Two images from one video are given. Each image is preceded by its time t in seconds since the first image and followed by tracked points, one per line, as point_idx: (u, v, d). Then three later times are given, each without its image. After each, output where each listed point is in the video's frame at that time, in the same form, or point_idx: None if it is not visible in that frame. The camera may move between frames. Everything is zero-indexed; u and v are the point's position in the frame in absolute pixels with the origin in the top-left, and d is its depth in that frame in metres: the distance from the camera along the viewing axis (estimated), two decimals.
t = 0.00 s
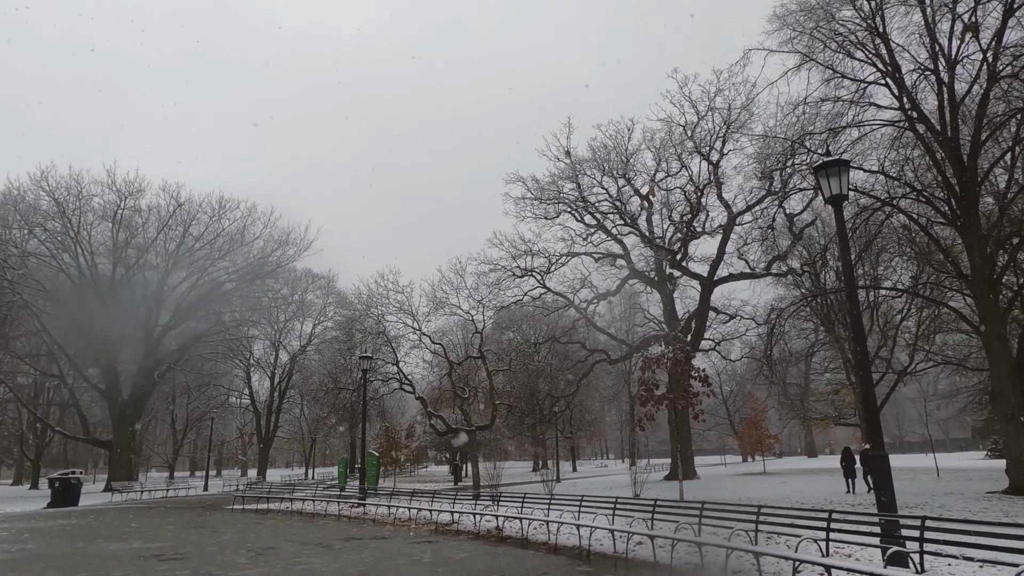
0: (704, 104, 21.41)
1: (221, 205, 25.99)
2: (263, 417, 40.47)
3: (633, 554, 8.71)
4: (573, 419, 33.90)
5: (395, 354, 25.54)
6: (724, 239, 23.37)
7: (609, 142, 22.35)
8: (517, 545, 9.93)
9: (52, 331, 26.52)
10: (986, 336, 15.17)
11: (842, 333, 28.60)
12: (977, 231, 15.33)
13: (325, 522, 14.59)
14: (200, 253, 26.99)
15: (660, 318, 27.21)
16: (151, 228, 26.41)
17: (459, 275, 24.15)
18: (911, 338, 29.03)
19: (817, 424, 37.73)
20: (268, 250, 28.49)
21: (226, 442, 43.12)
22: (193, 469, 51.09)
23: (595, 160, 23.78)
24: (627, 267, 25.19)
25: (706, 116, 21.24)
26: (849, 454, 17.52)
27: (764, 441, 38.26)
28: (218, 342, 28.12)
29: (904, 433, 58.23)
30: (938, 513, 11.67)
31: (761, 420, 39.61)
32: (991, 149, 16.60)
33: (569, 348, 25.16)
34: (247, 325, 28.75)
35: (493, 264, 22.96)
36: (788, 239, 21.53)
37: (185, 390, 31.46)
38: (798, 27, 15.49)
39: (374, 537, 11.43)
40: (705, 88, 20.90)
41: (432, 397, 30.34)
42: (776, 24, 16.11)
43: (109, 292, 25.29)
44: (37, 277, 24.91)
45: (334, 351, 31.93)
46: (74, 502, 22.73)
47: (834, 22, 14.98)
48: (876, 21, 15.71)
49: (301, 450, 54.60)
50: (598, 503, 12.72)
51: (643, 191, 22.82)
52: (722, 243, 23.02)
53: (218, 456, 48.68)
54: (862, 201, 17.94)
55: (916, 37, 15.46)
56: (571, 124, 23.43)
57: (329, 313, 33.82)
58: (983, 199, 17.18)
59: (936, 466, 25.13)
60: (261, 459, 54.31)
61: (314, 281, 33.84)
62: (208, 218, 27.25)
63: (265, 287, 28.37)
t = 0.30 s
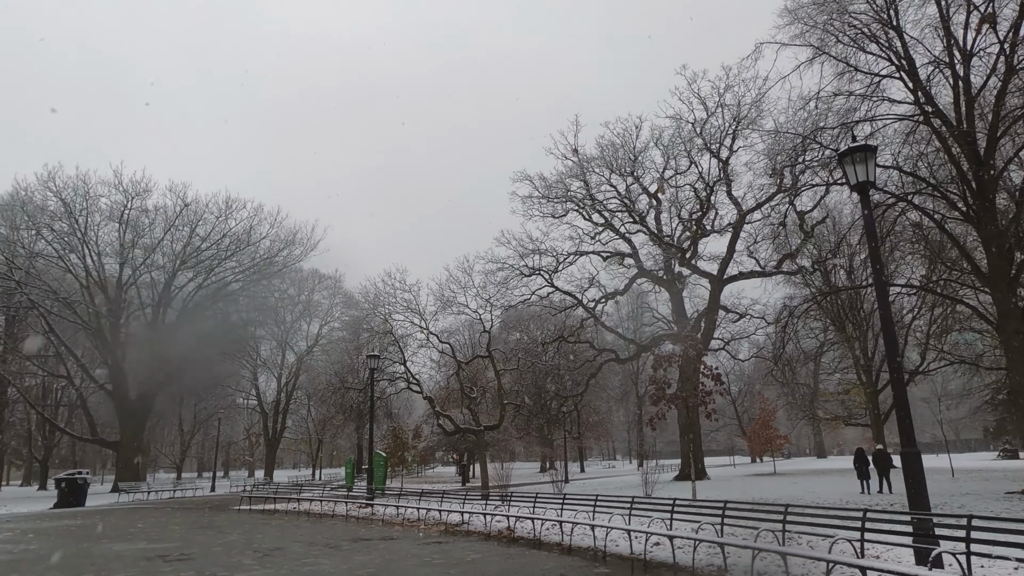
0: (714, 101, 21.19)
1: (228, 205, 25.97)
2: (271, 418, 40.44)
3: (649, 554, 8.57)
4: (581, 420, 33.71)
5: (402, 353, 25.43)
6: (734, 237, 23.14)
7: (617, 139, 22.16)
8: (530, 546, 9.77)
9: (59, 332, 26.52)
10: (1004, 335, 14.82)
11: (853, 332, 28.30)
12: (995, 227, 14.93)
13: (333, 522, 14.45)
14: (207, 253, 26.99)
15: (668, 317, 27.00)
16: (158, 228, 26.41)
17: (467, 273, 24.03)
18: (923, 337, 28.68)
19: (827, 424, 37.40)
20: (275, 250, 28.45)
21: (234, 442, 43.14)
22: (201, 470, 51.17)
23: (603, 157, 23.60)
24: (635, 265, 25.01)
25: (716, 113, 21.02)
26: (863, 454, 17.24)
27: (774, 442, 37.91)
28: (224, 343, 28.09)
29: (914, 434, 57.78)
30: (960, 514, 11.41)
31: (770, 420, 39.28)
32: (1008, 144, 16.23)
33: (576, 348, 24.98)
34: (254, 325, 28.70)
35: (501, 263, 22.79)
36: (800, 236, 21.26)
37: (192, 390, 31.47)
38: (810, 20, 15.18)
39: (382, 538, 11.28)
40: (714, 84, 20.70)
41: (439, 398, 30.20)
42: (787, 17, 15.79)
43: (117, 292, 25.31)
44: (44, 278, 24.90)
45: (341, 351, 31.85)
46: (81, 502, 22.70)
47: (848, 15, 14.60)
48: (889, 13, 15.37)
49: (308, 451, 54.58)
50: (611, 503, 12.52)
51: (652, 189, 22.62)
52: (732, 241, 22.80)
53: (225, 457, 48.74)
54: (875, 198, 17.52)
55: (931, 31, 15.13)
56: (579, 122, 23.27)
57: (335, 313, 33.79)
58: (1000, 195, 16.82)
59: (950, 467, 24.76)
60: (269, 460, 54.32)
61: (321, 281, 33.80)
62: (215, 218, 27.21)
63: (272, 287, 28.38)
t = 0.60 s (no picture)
0: (726, 96, 20.90)
1: (237, 204, 25.95)
2: (280, 417, 40.43)
3: (673, 559, 8.36)
4: (591, 419, 33.49)
5: (412, 352, 25.31)
6: (747, 234, 22.85)
7: (627, 135, 21.91)
8: (547, 549, 9.58)
9: (70, 332, 26.57)
10: None
11: (867, 330, 27.94)
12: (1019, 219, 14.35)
13: (344, 523, 14.32)
14: (216, 252, 27.01)
15: (679, 315, 26.73)
16: (167, 227, 26.43)
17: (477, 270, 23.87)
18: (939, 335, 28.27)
19: (841, 423, 36.96)
20: (284, 249, 28.41)
21: (243, 442, 43.21)
22: (211, 469, 51.32)
23: (613, 154, 23.36)
24: (646, 263, 24.75)
25: (728, 108, 20.73)
26: (879, 453, 16.94)
27: (787, 440, 37.47)
28: (234, 342, 28.08)
29: (927, 432, 57.19)
30: (986, 517, 11.13)
31: (783, 419, 38.89)
32: None
33: (587, 346, 24.77)
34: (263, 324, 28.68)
35: (511, 261, 22.60)
36: (815, 233, 20.91)
37: (203, 390, 31.48)
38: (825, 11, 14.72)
39: (395, 540, 11.12)
40: (726, 79, 20.42)
41: (448, 397, 30.07)
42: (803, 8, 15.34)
43: (127, 291, 25.34)
44: (54, 277, 24.94)
45: (350, 350, 31.80)
46: (91, 501, 22.71)
47: (867, 5, 14.14)
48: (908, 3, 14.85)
49: (317, 450, 54.62)
50: (628, 505, 12.31)
51: (663, 185, 22.35)
52: (745, 238, 22.50)
53: (235, 456, 48.86)
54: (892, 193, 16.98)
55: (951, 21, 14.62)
56: (589, 118, 23.06)
57: (344, 312, 33.75)
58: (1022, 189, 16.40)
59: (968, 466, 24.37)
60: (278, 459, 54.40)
61: (330, 280, 33.77)
62: (225, 217, 27.20)
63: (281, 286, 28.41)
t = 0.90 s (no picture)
0: (735, 91, 20.67)
1: (242, 202, 25.92)
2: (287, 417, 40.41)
3: (690, 560, 8.17)
4: (599, 418, 33.30)
5: (419, 351, 25.19)
6: (757, 232, 22.60)
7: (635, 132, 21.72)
8: (558, 549, 9.40)
9: (77, 331, 26.58)
10: None
11: (879, 328, 27.64)
12: None
13: (351, 523, 14.20)
14: (222, 251, 26.98)
15: (688, 313, 26.51)
16: (174, 226, 26.43)
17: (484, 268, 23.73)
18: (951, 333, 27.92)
19: (851, 423, 36.62)
20: (290, 248, 28.36)
21: (250, 441, 43.23)
22: (219, 469, 51.38)
23: (621, 150, 23.17)
24: (655, 261, 24.54)
25: (738, 103, 20.49)
26: (893, 452, 16.66)
27: (798, 441, 37.10)
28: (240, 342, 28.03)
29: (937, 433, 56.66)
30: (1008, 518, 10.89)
31: (792, 419, 38.56)
32: None
33: (594, 345, 24.59)
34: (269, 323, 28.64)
35: (518, 259, 22.44)
36: (826, 230, 20.65)
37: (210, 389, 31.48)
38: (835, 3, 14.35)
39: (403, 540, 10.96)
40: (735, 74, 20.20)
41: (455, 397, 29.93)
42: None
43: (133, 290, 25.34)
44: (61, 277, 24.96)
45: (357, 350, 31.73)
46: (97, 501, 22.66)
47: None
48: None
49: (324, 450, 54.61)
50: (640, 506, 12.11)
51: (672, 182, 22.13)
52: (755, 235, 22.26)
53: (242, 456, 48.92)
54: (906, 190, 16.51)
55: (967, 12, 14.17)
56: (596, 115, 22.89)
57: (351, 312, 33.69)
58: None
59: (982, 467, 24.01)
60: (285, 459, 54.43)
61: (336, 280, 33.72)
62: (231, 217, 27.17)
63: (287, 285, 28.38)
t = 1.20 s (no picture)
0: (743, 86, 20.38)
1: (245, 202, 25.77)
2: (292, 417, 40.31)
3: (706, 566, 7.96)
4: (604, 417, 33.10)
5: (422, 351, 25.01)
6: (764, 229, 22.34)
7: (641, 128, 21.46)
8: (568, 553, 9.21)
9: (80, 332, 26.49)
10: None
11: (887, 325, 27.35)
12: None
13: (355, 525, 14.02)
14: (225, 251, 26.85)
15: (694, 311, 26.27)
16: (177, 226, 26.32)
17: (488, 265, 23.48)
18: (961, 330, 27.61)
19: (859, 421, 36.25)
20: (293, 247, 28.18)
21: (255, 441, 43.14)
22: (223, 469, 51.39)
23: (627, 147, 22.91)
24: (661, 258, 24.30)
25: (745, 98, 20.20)
26: (906, 452, 16.39)
27: (806, 439, 36.72)
28: (247, 339, 28.05)
29: (944, 430, 56.34)
30: None
31: (800, 417, 38.24)
32: None
33: (600, 343, 24.38)
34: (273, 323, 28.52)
35: (523, 257, 22.22)
36: (835, 226, 20.37)
37: (214, 390, 31.38)
38: None
39: (409, 543, 10.78)
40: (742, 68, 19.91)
41: (459, 396, 29.76)
42: None
43: (137, 291, 25.25)
44: (64, 277, 24.86)
45: (362, 349, 31.60)
46: (99, 502, 22.60)
47: None
48: None
49: (329, 450, 54.53)
50: (651, 508, 11.90)
51: (679, 178, 21.87)
52: (763, 232, 22.02)
53: (246, 456, 48.87)
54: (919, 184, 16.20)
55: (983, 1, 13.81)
56: (601, 111, 22.65)
57: (355, 311, 33.58)
58: None
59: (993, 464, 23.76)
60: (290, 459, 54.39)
61: (340, 279, 33.62)
62: (234, 216, 27.06)
63: (290, 283, 28.28)
